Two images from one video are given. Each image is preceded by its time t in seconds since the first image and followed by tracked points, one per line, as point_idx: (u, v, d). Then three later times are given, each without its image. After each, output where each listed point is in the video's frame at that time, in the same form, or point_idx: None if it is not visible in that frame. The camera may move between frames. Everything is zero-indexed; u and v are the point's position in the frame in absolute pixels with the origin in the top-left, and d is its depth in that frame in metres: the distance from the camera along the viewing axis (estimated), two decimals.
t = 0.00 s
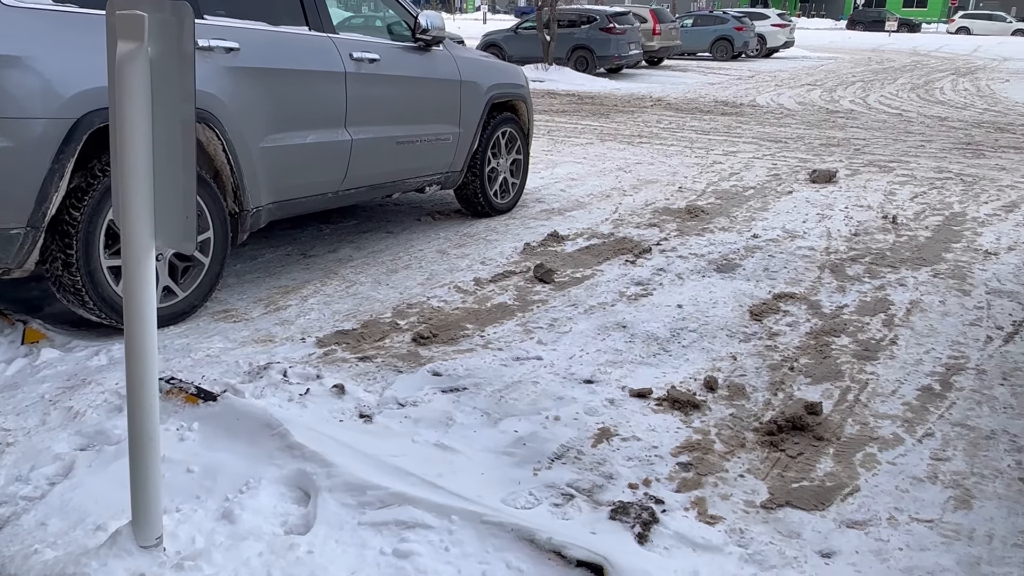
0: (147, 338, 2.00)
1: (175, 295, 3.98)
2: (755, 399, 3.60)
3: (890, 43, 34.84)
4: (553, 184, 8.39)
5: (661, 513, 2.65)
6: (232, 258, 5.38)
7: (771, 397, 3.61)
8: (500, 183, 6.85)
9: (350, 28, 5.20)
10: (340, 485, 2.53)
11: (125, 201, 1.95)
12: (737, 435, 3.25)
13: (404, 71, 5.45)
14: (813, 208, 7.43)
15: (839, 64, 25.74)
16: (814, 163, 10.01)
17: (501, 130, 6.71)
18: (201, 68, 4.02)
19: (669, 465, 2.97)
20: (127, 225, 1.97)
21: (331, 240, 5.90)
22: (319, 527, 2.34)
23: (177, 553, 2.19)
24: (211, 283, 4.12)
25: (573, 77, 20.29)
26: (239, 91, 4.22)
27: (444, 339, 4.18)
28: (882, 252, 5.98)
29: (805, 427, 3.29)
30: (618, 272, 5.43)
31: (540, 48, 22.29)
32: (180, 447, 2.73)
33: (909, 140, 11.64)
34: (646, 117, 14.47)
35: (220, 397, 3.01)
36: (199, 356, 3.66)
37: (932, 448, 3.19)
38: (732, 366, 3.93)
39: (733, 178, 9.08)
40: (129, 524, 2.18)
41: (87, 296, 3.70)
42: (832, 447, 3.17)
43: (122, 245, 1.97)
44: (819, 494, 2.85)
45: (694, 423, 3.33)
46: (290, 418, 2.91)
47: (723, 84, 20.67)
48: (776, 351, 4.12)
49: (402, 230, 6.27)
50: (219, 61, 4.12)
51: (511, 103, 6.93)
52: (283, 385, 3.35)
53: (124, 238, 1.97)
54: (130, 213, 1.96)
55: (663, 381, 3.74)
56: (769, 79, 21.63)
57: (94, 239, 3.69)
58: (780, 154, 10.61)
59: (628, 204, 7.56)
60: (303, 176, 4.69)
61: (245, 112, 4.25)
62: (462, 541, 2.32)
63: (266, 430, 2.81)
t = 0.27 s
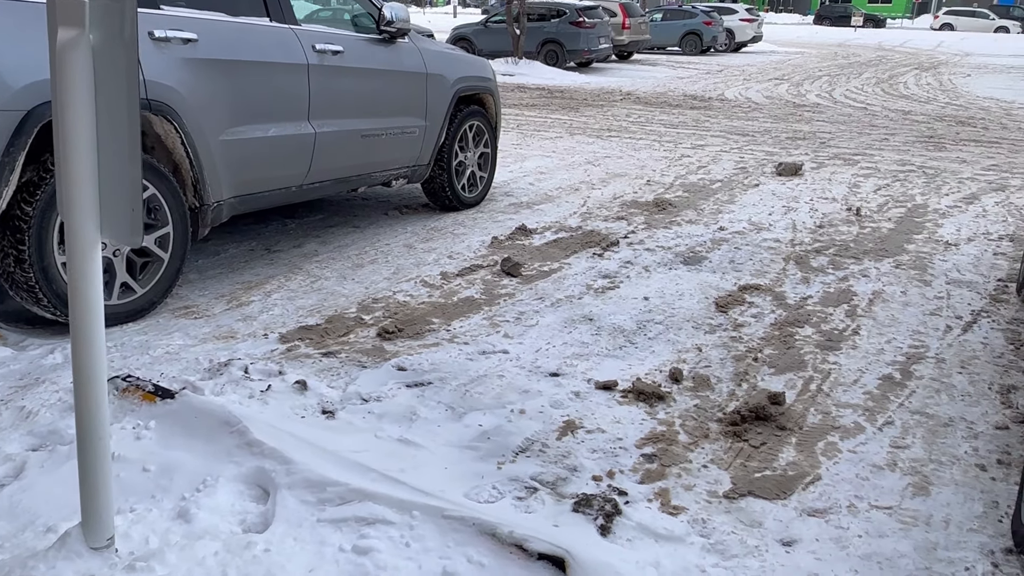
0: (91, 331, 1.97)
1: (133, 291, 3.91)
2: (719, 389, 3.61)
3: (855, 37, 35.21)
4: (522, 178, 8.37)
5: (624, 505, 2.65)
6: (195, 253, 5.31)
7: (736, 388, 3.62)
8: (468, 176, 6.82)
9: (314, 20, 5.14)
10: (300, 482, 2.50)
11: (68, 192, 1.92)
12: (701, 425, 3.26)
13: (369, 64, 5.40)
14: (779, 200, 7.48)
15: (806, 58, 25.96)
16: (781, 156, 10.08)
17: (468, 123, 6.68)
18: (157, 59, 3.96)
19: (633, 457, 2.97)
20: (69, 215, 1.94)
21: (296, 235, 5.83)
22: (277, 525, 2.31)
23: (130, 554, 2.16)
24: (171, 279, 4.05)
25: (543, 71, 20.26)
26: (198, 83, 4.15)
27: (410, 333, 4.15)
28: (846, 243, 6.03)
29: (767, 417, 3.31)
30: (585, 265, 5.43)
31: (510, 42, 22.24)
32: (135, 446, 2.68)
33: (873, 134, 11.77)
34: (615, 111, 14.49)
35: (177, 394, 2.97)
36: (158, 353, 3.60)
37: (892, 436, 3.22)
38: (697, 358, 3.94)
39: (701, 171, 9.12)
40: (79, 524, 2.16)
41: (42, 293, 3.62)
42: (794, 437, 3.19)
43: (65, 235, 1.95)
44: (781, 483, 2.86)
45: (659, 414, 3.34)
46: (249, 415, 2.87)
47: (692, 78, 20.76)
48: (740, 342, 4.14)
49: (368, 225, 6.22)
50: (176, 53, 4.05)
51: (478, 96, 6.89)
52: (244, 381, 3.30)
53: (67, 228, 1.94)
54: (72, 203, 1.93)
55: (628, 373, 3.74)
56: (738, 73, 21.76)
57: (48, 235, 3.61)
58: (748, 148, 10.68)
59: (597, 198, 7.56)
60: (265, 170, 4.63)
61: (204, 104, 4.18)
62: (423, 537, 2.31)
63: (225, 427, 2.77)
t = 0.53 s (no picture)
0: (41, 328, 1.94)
1: (93, 288, 3.85)
2: (685, 382, 3.62)
3: (826, 32, 35.51)
4: (493, 172, 8.35)
5: (588, 498, 2.65)
6: (159, 250, 5.23)
7: (702, 380, 3.64)
8: (438, 171, 6.78)
9: (278, 12, 5.08)
10: (260, 480, 2.48)
11: (13, 187, 1.88)
12: (667, 418, 3.26)
13: (335, 57, 5.35)
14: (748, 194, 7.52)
15: (777, 53, 26.14)
16: (751, 150, 10.13)
17: (437, 117, 6.64)
18: (115, 51, 3.89)
19: (598, 450, 2.97)
20: (14, 210, 1.89)
21: (263, 230, 5.77)
22: (236, 524, 2.29)
23: (83, 556, 2.13)
24: (132, 276, 3.99)
25: (516, 65, 20.21)
26: (158, 76, 4.09)
27: (377, 328, 4.12)
28: (813, 236, 6.08)
29: (733, 409, 3.33)
30: (555, 259, 5.42)
31: (483, 36, 22.16)
32: (91, 446, 2.64)
33: (842, 128, 11.88)
34: (588, 105, 14.50)
35: (137, 393, 2.92)
36: (119, 351, 3.54)
37: (854, 426, 3.24)
38: (665, 351, 3.95)
39: (672, 164, 9.14)
40: (31, 527, 2.12)
41: None
42: (759, 428, 3.21)
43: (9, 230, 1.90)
44: (745, 474, 2.88)
45: (626, 407, 3.34)
46: (210, 413, 2.83)
47: (664, 72, 20.81)
48: (707, 335, 4.16)
49: (337, 220, 6.17)
50: (135, 45, 3.98)
51: (448, 90, 6.86)
52: (207, 379, 3.26)
53: (10, 223, 1.89)
54: (16, 197, 1.88)
55: (595, 366, 3.74)
56: (709, 67, 21.85)
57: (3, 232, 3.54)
58: (718, 142, 10.73)
59: (568, 192, 7.56)
60: (229, 164, 4.58)
61: (164, 98, 4.12)
62: (384, 534, 2.29)
63: (184, 426, 2.73)
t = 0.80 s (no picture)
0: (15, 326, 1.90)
1: (70, 285, 3.80)
2: (668, 375, 3.63)
3: (805, 27, 35.68)
4: (474, 167, 8.32)
5: (572, 492, 2.64)
6: (138, 246, 5.17)
7: (684, 373, 3.65)
8: (419, 165, 6.76)
9: (257, 6, 5.03)
10: (242, 478, 2.46)
11: None
12: (650, 411, 3.27)
13: (314, 51, 5.30)
14: (729, 188, 7.55)
15: (757, 47, 26.23)
16: (732, 144, 10.16)
17: (418, 112, 6.61)
18: (90, 45, 3.83)
19: (582, 444, 2.97)
20: None
21: (243, 226, 5.72)
22: (218, 522, 2.27)
23: (62, 556, 2.11)
24: (110, 272, 3.94)
25: (497, 60, 20.15)
26: (135, 70, 4.03)
27: (358, 324, 4.10)
28: (793, 229, 6.11)
29: (715, 401, 3.34)
30: (537, 253, 5.42)
31: (463, 31, 22.08)
32: (69, 445, 2.60)
33: (821, 122, 11.94)
34: (569, 99, 14.48)
35: (115, 391, 2.89)
36: (97, 349, 3.50)
37: (835, 417, 3.26)
38: (647, 344, 3.95)
39: (653, 159, 9.16)
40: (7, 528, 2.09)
41: None
42: (741, 420, 3.22)
43: None
44: (728, 466, 2.89)
45: (609, 401, 3.34)
46: (189, 410, 2.80)
47: (645, 67, 20.81)
48: (690, 328, 4.17)
49: (318, 215, 6.13)
50: (110, 39, 3.92)
51: (429, 84, 6.82)
52: (187, 376, 3.23)
53: None
54: None
55: (578, 360, 3.74)
56: (690, 62, 21.90)
57: None
58: (699, 136, 10.75)
59: (550, 186, 7.55)
60: (208, 159, 4.53)
61: (141, 92, 4.07)
62: (368, 531, 2.28)
63: (163, 424, 2.70)
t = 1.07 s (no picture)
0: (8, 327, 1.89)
1: (62, 284, 3.78)
2: (663, 371, 3.63)
3: (795, 22, 35.74)
4: (467, 164, 8.31)
5: (568, 489, 2.65)
6: (129, 244, 5.15)
7: (679, 369, 3.65)
8: (412, 162, 6.75)
9: (248, 3, 5.00)
10: (238, 477, 2.45)
11: None
12: (645, 407, 3.27)
13: (306, 48, 5.28)
14: (721, 183, 7.56)
15: (748, 43, 26.25)
16: (724, 140, 10.17)
17: (410, 109, 6.59)
18: (80, 43, 3.81)
19: (577, 440, 2.97)
20: None
21: (235, 224, 5.70)
22: (214, 522, 2.26)
23: (57, 558, 2.10)
24: (102, 271, 3.93)
25: (488, 56, 20.11)
26: (125, 68, 4.01)
27: (352, 322, 4.09)
28: (786, 225, 6.12)
29: (710, 397, 3.34)
30: (530, 250, 5.41)
31: (455, 27, 22.02)
32: (63, 446, 2.59)
33: (812, 117, 11.96)
34: (561, 95, 14.47)
35: (109, 390, 2.88)
36: (89, 348, 3.49)
37: (830, 412, 3.27)
38: (642, 340, 3.96)
39: (645, 154, 9.16)
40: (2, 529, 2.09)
41: None
42: (736, 416, 3.23)
43: None
44: (723, 462, 2.89)
45: (604, 397, 3.34)
46: (183, 410, 2.79)
47: (636, 62, 20.80)
48: (684, 324, 4.17)
49: (310, 213, 6.11)
50: (100, 36, 3.90)
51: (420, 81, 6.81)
52: (181, 375, 3.22)
53: None
54: None
55: (573, 357, 3.74)
56: (681, 57, 21.90)
57: None
58: (691, 131, 10.75)
59: (542, 182, 7.54)
60: (200, 157, 4.51)
61: (132, 90, 4.04)
62: (365, 529, 2.28)
63: (157, 424, 2.69)
